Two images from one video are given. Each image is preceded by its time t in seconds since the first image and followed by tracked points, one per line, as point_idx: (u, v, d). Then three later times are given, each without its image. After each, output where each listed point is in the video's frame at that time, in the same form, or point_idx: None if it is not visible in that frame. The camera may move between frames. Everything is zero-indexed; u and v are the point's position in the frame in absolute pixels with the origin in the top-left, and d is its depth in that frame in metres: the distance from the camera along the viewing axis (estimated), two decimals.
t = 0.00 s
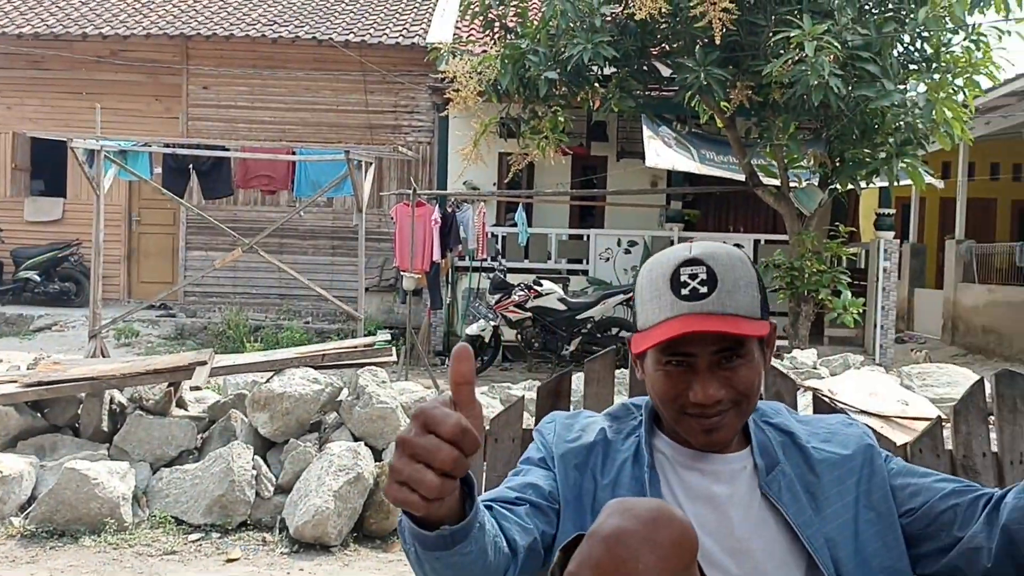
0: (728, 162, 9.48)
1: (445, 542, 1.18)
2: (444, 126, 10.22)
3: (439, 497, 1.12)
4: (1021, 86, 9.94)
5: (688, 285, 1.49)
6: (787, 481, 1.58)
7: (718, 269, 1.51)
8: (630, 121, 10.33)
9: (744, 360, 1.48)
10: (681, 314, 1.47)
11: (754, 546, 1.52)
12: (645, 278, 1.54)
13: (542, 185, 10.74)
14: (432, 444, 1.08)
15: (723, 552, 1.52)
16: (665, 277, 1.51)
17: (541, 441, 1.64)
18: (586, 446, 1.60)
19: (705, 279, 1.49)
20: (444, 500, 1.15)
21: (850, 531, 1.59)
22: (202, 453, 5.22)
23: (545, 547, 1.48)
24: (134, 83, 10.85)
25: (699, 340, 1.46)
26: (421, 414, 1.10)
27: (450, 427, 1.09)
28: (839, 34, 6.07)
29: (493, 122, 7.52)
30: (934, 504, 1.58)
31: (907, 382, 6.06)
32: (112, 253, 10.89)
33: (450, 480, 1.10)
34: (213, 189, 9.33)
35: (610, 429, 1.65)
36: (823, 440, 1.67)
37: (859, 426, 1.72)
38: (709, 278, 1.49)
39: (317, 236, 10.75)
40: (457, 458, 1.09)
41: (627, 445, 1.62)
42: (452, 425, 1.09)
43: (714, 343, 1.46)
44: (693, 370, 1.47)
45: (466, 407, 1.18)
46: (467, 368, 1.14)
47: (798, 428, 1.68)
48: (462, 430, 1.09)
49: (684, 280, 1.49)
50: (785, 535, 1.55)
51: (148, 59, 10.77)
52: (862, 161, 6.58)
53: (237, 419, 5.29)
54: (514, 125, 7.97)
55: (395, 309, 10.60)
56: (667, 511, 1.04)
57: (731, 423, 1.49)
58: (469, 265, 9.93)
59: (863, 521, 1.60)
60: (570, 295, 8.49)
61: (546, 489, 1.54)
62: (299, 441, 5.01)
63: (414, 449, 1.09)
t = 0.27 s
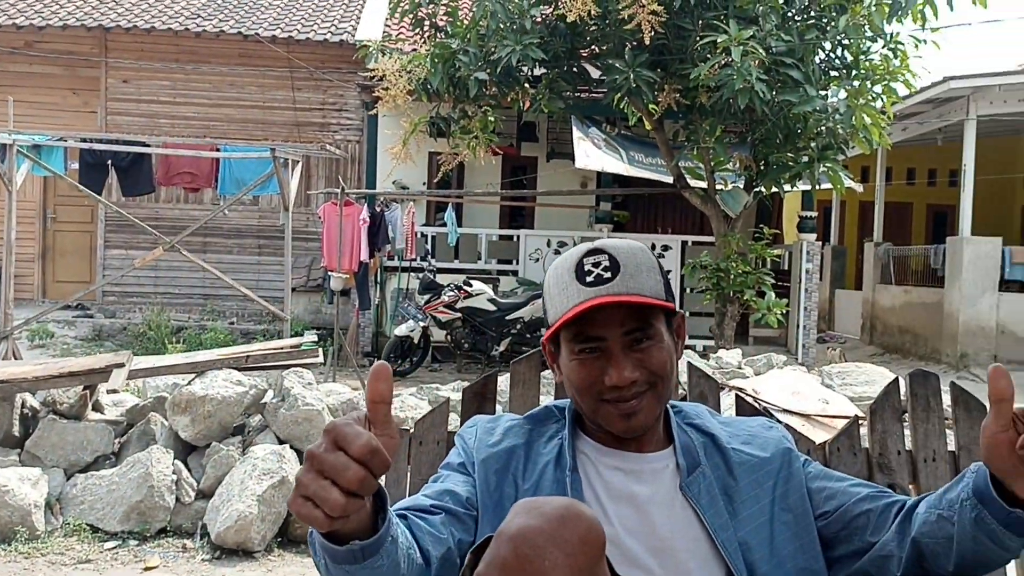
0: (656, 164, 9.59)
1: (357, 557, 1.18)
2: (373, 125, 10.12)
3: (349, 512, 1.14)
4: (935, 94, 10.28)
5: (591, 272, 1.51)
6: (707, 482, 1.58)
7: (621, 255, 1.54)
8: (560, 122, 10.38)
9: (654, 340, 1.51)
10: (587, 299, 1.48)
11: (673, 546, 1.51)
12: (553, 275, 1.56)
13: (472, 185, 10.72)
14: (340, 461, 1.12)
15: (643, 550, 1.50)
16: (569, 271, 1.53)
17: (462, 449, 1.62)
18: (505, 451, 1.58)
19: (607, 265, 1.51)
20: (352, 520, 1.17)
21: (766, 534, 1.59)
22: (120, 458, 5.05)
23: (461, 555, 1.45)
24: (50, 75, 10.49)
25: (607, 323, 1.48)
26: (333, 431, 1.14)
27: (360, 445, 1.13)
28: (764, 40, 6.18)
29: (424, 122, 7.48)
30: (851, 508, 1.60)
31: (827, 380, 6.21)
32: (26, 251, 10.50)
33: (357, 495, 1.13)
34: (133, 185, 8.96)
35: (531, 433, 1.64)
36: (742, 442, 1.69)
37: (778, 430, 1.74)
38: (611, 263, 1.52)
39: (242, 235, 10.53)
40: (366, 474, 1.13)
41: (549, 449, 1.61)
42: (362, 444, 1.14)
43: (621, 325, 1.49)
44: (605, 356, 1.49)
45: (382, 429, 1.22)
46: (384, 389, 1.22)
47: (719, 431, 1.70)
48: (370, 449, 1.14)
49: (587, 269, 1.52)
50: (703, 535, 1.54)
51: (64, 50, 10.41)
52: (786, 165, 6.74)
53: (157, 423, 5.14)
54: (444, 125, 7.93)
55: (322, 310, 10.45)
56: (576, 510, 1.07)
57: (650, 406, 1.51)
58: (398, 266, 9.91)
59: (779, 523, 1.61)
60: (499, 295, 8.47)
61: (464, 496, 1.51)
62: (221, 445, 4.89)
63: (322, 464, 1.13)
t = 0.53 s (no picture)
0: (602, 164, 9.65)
1: (299, 531, 1.17)
2: (318, 122, 10.03)
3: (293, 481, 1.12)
4: (872, 98, 10.52)
5: (559, 269, 1.51)
6: (657, 474, 1.58)
7: (589, 253, 1.54)
8: (506, 121, 10.39)
9: (616, 340, 1.51)
10: (553, 296, 1.48)
11: (624, 535, 1.52)
12: (519, 268, 1.56)
13: (418, 184, 10.68)
14: (285, 426, 1.10)
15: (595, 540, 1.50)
16: (536, 265, 1.53)
17: (413, 435, 1.61)
18: (458, 438, 1.57)
19: (575, 263, 1.51)
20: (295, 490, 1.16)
21: (714, 524, 1.60)
22: (54, 459, 4.91)
23: (408, 542, 1.44)
24: None
25: (571, 320, 1.48)
26: (280, 396, 1.12)
27: (306, 409, 1.11)
28: (708, 41, 6.26)
29: (369, 119, 7.43)
30: (795, 496, 1.62)
31: (769, 378, 6.31)
32: None
33: (301, 460, 1.10)
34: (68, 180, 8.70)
35: (483, 424, 1.62)
36: (691, 435, 1.69)
37: (725, 421, 1.76)
38: (580, 262, 1.52)
39: (183, 232, 10.34)
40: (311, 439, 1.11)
41: (501, 439, 1.61)
42: (309, 408, 1.11)
43: (586, 323, 1.48)
44: (567, 353, 1.49)
45: (331, 397, 1.21)
46: (332, 357, 1.20)
47: (668, 423, 1.71)
48: (317, 414, 1.11)
49: (555, 265, 1.51)
50: (653, 524, 1.54)
51: None
52: (728, 166, 6.86)
53: (93, 422, 5.01)
54: (390, 122, 7.88)
55: (266, 308, 10.32)
56: (532, 501, 1.07)
57: (606, 406, 1.51)
58: (343, 265, 9.91)
59: (725, 513, 1.62)
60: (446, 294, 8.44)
61: (414, 482, 1.50)
62: (160, 445, 4.79)
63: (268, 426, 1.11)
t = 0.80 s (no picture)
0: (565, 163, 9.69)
1: (266, 516, 1.18)
2: (279, 118, 9.95)
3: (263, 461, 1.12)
4: (830, 100, 10.68)
5: (524, 244, 1.51)
6: (620, 460, 1.59)
7: (553, 230, 1.54)
8: (470, 120, 10.38)
9: (580, 314, 1.52)
10: (518, 269, 1.48)
11: (586, 521, 1.52)
12: (483, 244, 1.56)
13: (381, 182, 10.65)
14: (256, 406, 1.10)
15: (558, 525, 1.50)
16: (502, 241, 1.53)
17: (378, 418, 1.61)
18: (423, 426, 1.57)
19: (540, 238, 1.52)
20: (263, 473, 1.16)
21: (674, 514, 1.61)
22: (7, 457, 4.74)
23: (373, 527, 1.44)
24: None
25: (537, 293, 1.49)
26: (250, 376, 1.12)
27: (277, 392, 1.11)
28: (669, 41, 6.31)
29: (332, 116, 7.39)
30: (755, 485, 1.63)
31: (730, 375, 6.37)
32: None
33: (272, 443, 1.10)
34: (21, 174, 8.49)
35: (448, 411, 1.63)
36: (653, 423, 1.71)
37: (688, 411, 1.77)
38: (544, 237, 1.52)
39: (141, 230, 10.19)
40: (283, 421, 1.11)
41: (466, 426, 1.61)
42: (279, 390, 1.11)
43: (550, 296, 1.50)
44: (532, 326, 1.49)
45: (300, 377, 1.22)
46: (303, 339, 1.21)
47: (631, 412, 1.72)
48: (288, 395, 1.11)
49: (520, 240, 1.52)
50: (615, 511, 1.55)
51: None
52: (690, 166, 6.91)
53: (49, 421, 4.93)
54: (353, 119, 7.84)
55: (226, 307, 10.21)
56: (492, 484, 1.07)
57: (571, 380, 1.52)
58: (305, 263, 9.88)
59: (686, 501, 1.63)
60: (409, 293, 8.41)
61: (379, 467, 1.49)
62: (118, 443, 4.72)
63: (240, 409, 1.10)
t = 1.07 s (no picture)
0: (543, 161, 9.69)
1: (241, 501, 1.18)
2: (256, 116, 9.90)
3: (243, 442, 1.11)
4: (806, 100, 10.76)
5: (503, 237, 1.51)
6: (595, 448, 1.60)
7: (532, 223, 1.54)
8: (448, 118, 10.37)
9: (558, 310, 1.52)
10: (497, 264, 1.48)
11: (562, 509, 1.52)
12: (463, 236, 1.55)
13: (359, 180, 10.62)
14: (236, 386, 1.10)
15: (535, 513, 1.50)
16: (481, 234, 1.53)
17: (353, 407, 1.60)
18: (398, 413, 1.57)
19: (519, 232, 1.52)
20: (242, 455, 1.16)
21: (650, 501, 1.61)
22: None
23: (347, 516, 1.43)
24: None
25: (515, 288, 1.48)
26: (232, 357, 1.12)
27: (259, 372, 1.11)
28: (648, 40, 6.33)
29: (309, 113, 7.35)
30: (731, 472, 1.64)
31: (707, 372, 6.40)
32: None
33: (252, 424, 1.10)
34: None
35: (423, 399, 1.63)
36: (630, 412, 1.71)
37: (663, 399, 1.77)
38: (524, 231, 1.52)
39: (116, 228, 10.10)
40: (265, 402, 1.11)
41: (441, 415, 1.61)
42: (261, 370, 1.11)
43: (529, 292, 1.49)
44: (510, 321, 1.49)
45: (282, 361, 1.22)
46: (287, 322, 1.21)
47: (608, 401, 1.72)
48: (269, 376, 1.11)
49: (499, 234, 1.52)
50: (591, 498, 1.55)
51: None
52: (667, 164, 6.90)
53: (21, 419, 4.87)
54: (331, 117, 7.82)
55: (203, 306, 10.14)
56: (468, 467, 1.07)
57: (548, 376, 1.52)
58: (282, 261, 9.82)
59: (662, 488, 1.64)
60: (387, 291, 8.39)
61: (353, 456, 1.49)
62: (91, 440, 4.67)
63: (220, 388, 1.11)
